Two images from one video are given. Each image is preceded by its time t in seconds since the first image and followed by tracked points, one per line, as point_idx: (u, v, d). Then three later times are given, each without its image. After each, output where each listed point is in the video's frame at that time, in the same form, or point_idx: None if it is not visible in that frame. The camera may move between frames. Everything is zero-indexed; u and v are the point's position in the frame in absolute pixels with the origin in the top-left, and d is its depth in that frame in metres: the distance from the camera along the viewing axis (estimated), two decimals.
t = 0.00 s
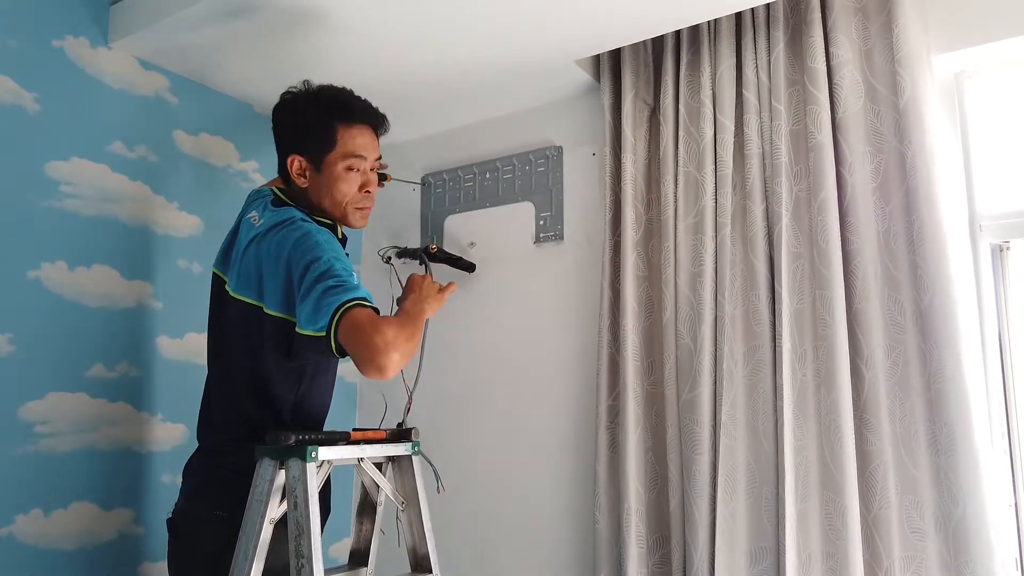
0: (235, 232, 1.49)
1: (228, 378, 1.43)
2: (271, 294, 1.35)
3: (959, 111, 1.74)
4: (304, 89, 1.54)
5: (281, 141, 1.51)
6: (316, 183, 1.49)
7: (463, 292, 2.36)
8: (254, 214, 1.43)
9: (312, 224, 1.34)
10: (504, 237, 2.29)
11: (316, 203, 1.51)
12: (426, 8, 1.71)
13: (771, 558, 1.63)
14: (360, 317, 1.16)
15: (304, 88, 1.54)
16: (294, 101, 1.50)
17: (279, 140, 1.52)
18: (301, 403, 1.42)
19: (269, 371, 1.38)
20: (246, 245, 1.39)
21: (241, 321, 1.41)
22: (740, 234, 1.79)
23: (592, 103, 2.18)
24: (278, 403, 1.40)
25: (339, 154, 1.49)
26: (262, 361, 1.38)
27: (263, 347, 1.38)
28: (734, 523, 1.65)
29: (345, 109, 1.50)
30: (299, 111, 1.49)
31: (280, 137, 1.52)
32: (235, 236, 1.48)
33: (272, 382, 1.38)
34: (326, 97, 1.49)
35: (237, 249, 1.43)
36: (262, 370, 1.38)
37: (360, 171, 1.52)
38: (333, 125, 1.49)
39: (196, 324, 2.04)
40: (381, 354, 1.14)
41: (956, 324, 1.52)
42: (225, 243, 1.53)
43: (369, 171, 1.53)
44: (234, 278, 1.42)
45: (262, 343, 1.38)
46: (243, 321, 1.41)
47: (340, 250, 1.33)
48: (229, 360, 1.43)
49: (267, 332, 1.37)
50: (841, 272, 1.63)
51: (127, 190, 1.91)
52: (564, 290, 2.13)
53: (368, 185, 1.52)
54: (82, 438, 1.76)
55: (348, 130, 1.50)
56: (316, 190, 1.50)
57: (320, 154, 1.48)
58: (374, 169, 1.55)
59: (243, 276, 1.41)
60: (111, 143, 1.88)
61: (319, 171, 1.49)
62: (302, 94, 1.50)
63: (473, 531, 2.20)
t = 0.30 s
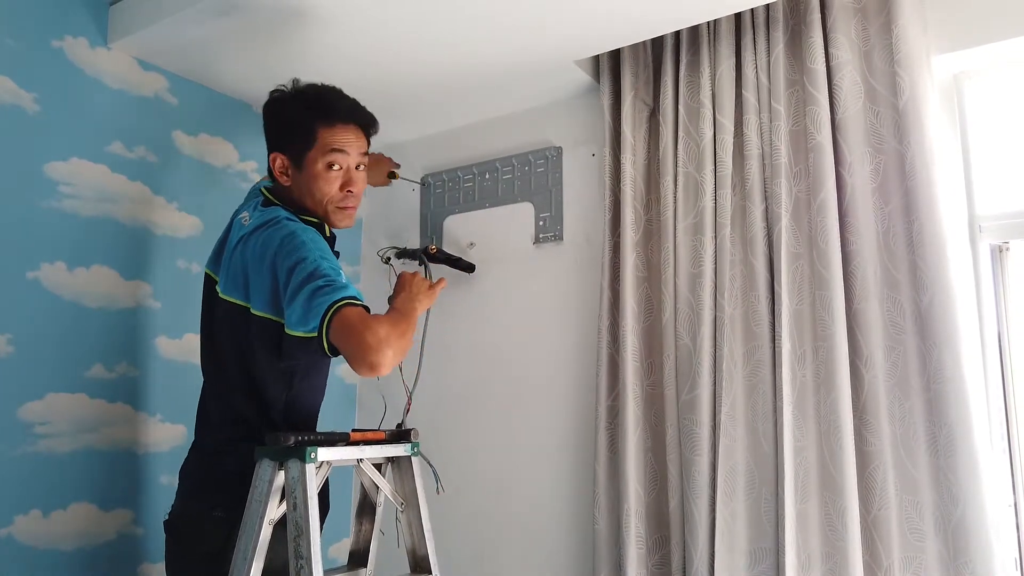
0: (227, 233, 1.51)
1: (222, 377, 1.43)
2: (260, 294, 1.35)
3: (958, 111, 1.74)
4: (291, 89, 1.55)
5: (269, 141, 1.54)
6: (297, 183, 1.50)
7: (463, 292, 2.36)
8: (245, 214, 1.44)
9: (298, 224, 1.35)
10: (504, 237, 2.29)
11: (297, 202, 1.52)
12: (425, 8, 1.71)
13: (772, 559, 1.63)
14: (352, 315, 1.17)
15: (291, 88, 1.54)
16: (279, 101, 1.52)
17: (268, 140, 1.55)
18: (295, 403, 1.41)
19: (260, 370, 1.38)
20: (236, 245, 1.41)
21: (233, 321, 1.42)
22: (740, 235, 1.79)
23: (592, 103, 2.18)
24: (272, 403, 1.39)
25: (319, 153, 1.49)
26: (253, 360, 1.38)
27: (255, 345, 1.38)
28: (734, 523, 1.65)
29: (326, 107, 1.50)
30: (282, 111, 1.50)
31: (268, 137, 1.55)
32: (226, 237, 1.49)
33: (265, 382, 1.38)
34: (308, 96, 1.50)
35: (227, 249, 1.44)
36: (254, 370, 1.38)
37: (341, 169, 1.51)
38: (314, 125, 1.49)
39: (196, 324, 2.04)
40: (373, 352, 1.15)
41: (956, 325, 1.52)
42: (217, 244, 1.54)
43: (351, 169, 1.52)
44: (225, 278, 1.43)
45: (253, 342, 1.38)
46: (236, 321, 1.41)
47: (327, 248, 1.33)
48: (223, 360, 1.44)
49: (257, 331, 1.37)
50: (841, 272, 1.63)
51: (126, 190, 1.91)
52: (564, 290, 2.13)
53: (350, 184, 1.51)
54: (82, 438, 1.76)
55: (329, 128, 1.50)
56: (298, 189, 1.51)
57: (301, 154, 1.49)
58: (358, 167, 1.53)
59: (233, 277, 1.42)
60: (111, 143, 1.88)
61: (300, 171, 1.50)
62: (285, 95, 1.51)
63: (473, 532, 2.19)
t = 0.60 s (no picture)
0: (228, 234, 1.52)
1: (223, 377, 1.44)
2: (253, 295, 1.35)
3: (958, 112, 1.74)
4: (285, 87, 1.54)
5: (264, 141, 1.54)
6: (292, 183, 1.51)
7: (463, 292, 2.36)
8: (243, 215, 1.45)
9: (291, 224, 1.35)
10: (504, 237, 2.29)
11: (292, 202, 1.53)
12: (425, 8, 1.71)
13: (772, 560, 1.63)
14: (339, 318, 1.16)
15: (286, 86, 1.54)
16: (272, 101, 1.52)
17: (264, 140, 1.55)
18: (294, 402, 1.40)
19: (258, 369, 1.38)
20: (232, 246, 1.41)
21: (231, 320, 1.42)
22: (740, 235, 1.79)
23: (592, 103, 2.18)
24: (270, 402, 1.39)
25: (312, 152, 1.49)
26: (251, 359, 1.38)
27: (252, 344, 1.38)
28: (734, 524, 1.65)
29: (318, 105, 1.49)
30: (276, 110, 1.50)
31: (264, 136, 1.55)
32: (227, 238, 1.50)
33: (263, 381, 1.38)
34: (300, 95, 1.49)
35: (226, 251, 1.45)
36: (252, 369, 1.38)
37: (334, 169, 1.51)
38: (306, 124, 1.49)
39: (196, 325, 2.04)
40: (358, 354, 1.14)
41: (956, 325, 1.52)
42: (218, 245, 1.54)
43: (343, 168, 1.51)
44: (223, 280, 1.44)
45: (250, 340, 1.38)
46: (234, 321, 1.42)
47: (317, 248, 1.33)
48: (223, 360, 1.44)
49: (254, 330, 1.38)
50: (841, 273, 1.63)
51: (126, 190, 1.91)
52: (564, 290, 2.13)
53: (344, 183, 1.51)
54: (82, 439, 1.76)
55: (321, 127, 1.49)
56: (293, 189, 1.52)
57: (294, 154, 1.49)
58: (353, 165, 1.53)
59: (230, 279, 1.42)
60: (111, 143, 1.88)
61: (294, 171, 1.50)
62: (278, 94, 1.51)
63: (473, 532, 2.19)
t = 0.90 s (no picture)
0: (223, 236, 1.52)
1: (222, 378, 1.44)
2: (252, 296, 1.35)
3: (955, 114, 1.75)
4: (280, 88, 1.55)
5: (258, 142, 1.54)
6: (285, 182, 1.51)
7: (462, 294, 2.37)
8: (238, 218, 1.45)
9: (288, 225, 1.35)
10: (503, 238, 2.29)
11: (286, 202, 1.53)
12: (424, 11, 1.72)
13: (770, 561, 1.63)
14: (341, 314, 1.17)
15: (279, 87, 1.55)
16: (266, 101, 1.52)
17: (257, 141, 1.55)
18: (293, 401, 1.40)
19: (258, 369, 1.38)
20: (229, 248, 1.41)
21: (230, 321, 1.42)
22: (738, 237, 1.80)
23: (591, 105, 2.18)
24: (271, 402, 1.39)
25: (305, 151, 1.49)
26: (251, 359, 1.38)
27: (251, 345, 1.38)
28: (733, 525, 1.66)
29: (312, 104, 1.49)
30: (270, 111, 1.51)
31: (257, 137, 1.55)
32: (222, 240, 1.50)
33: (263, 382, 1.38)
34: (294, 95, 1.50)
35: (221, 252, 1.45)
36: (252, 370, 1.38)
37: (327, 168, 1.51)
38: (300, 123, 1.49)
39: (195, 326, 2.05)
40: (366, 352, 1.15)
41: (954, 327, 1.53)
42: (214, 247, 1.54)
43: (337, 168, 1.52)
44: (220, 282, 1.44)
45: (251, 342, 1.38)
46: (232, 323, 1.42)
47: (316, 248, 1.33)
48: (221, 360, 1.44)
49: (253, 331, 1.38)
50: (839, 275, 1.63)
51: (126, 192, 1.91)
52: (563, 291, 2.14)
53: (338, 181, 1.51)
54: (82, 440, 1.76)
55: (313, 127, 1.50)
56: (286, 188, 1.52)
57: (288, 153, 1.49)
58: (346, 164, 1.53)
59: (227, 280, 1.42)
60: (111, 145, 1.89)
61: (287, 171, 1.50)
62: (273, 94, 1.51)
63: (472, 533, 2.20)
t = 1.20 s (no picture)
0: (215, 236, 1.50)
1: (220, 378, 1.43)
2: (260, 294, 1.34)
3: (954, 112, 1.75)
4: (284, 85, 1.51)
5: (258, 139, 1.49)
6: (295, 182, 1.48)
7: (461, 293, 2.37)
8: (233, 218, 1.44)
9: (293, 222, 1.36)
10: (502, 238, 2.29)
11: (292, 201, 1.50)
12: (422, 9, 1.71)
13: (769, 560, 1.63)
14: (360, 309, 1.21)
15: (285, 84, 1.51)
16: (273, 97, 1.48)
17: (255, 137, 1.50)
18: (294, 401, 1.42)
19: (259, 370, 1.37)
20: (228, 248, 1.40)
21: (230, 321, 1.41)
22: (738, 236, 1.80)
23: (590, 104, 2.18)
24: (273, 402, 1.39)
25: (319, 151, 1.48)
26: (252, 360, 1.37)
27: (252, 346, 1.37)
28: (732, 524, 1.66)
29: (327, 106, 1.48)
30: (278, 108, 1.46)
31: (255, 133, 1.49)
32: (215, 240, 1.49)
33: (264, 383, 1.38)
34: (307, 94, 1.48)
35: (217, 252, 1.44)
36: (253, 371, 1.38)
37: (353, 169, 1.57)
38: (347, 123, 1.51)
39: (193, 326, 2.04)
40: (398, 340, 1.22)
41: (953, 325, 1.53)
42: (206, 247, 1.53)
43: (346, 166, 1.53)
44: (216, 282, 1.43)
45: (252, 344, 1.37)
46: (231, 322, 1.41)
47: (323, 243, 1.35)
48: (220, 359, 1.44)
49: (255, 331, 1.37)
50: (838, 273, 1.63)
51: (124, 191, 1.91)
52: (562, 290, 2.14)
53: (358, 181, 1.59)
54: (80, 440, 1.76)
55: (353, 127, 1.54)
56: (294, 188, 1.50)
57: (301, 153, 1.46)
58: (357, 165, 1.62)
59: (226, 280, 1.41)
60: (110, 144, 1.89)
61: (336, 169, 1.50)
62: (284, 91, 1.48)
63: (472, 532, 2.19)
